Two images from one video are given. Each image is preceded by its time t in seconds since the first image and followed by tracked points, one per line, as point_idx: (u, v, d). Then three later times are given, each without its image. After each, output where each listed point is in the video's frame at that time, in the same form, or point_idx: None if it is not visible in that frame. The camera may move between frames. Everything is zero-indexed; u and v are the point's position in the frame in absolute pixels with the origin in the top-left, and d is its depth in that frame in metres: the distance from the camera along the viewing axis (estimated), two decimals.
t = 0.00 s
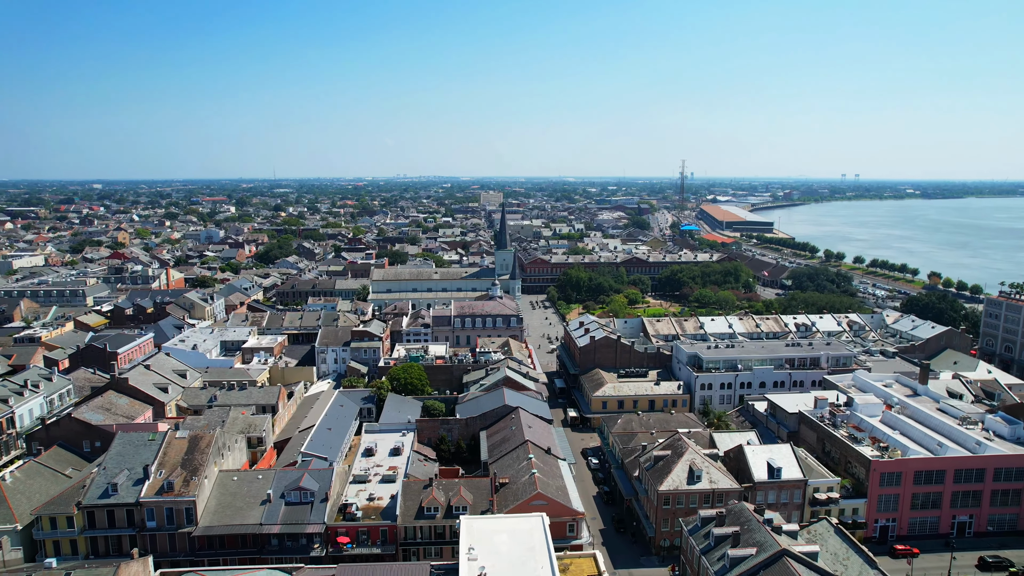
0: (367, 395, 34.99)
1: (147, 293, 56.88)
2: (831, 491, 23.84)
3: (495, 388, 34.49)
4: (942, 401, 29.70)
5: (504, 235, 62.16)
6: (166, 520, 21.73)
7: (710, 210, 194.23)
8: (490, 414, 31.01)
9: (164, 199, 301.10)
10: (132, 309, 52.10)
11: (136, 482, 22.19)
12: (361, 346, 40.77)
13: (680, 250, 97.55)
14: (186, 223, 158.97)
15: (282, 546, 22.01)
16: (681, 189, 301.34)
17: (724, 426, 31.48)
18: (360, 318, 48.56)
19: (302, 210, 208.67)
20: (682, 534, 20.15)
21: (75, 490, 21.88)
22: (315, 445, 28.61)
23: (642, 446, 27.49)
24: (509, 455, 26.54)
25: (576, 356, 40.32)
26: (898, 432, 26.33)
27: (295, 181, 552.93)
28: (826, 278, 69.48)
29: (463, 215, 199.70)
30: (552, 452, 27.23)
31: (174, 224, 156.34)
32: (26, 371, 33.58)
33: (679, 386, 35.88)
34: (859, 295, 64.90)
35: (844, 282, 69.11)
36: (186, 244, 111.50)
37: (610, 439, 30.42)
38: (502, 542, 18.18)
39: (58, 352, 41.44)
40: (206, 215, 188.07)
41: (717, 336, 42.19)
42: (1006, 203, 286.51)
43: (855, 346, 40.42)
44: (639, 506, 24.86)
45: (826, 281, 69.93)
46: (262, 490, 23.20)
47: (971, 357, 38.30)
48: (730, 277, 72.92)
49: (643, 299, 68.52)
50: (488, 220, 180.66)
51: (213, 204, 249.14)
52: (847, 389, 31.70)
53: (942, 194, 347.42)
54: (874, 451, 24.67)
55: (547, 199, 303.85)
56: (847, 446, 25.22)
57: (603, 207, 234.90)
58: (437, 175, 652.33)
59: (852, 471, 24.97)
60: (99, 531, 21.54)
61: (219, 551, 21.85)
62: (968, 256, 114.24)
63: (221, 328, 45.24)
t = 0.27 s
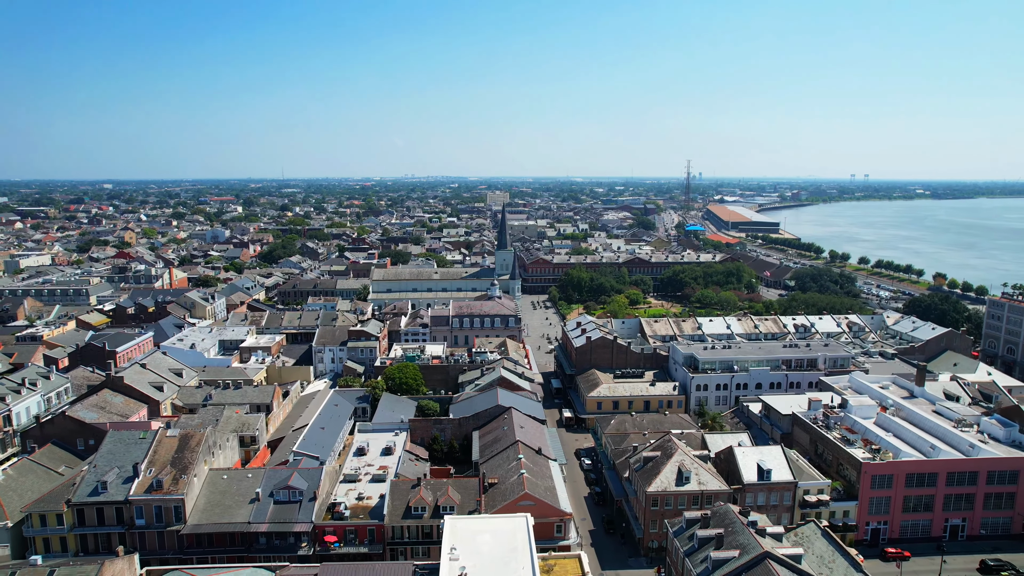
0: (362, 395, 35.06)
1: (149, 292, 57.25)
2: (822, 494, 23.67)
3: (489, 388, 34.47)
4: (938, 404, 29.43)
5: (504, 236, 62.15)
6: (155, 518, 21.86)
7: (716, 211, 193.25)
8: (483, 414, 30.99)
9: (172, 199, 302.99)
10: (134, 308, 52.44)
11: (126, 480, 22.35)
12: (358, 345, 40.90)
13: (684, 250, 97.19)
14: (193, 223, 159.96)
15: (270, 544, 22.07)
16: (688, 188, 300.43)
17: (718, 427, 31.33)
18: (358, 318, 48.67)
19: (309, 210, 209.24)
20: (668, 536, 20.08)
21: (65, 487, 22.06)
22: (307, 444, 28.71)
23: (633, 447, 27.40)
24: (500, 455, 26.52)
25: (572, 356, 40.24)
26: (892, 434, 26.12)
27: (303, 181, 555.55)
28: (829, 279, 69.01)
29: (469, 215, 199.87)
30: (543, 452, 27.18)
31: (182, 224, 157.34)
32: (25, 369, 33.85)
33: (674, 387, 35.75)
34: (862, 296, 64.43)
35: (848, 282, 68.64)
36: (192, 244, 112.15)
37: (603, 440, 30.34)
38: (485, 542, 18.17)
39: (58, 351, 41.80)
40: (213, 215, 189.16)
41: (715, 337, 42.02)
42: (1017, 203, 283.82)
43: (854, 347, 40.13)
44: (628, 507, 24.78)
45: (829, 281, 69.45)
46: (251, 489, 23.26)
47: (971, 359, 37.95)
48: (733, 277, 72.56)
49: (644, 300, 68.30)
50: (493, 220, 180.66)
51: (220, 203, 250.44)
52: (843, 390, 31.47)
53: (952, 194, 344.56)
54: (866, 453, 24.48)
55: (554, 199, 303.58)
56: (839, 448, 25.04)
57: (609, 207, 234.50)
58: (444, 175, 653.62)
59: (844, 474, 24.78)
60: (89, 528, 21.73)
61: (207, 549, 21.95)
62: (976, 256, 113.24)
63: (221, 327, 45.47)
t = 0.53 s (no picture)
0: (357, 394, 35.14)
1: (151, 291, 57.61)
2: (812, 496, 23.51)
3: (484, 388, 34.48)
4: (934, 406, 29.18)
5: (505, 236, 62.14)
6: (144, 516, 21.99)
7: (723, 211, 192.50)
8: (476, 414, 30.99)
9: (181, 199, 304.85)
10: (136, 307, 52.77)
11: (116, 478, 22.49)
12: (355, 345, 40.96)
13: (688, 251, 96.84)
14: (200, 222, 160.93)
15: (259, 543, 22.15)
16: (695, 188, 299.38)
17: (712, 428, 31.20)
18: (357, 318, 48.79)
19: (315, 210, 209.96)
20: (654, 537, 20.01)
21: (55, 485, 22.23)
22: (300, 443, 28.80)
23: (624, 448, 27.35)
24: (490, 455, 26.51)
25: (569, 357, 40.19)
26: (885, 436, 25.92)
27: (311, 181, 558.10)
28: (832, 280, 68.59)
29: (474, 215, 200.06)
30: (534, 452, 27.15)
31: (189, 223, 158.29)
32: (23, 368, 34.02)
33: (670, 388, 35.62)
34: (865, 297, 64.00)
35: (851, 283, 68.17)
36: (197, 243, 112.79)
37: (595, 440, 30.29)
38: (468, 542, 18.17)
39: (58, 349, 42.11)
40: (220, 214, 190.25)
41: (713, 337, 41.84)
42: None
43: (852, 349, 39.85)
44: (618, 508, 24.73)
45: (832, 282, 68.99)
46: (241, 487, 23.35)
47: (971, 361, 37.61)
48: (735, 278, 72.22)
49: (645, 300, 68.10)
50: (499, 220, 180.69)
51: (227, 203, 251.78)
52: (838, 392, 31.26)
53: (962, 194, 341.81)
54: (858, 455, 24.31)
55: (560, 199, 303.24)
56: (830, 450, 24.89)
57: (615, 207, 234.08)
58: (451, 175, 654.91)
59: (835, 476, 24.61)
60: (79, 526, 21.90)
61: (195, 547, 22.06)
62: (984, 257, 112.25)
63: (220, 326, 45.70)
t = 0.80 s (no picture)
0: (352, 393, 35.20)
1: (154, 291, 58.01)
2: (803, 499, 23.35)
3: (478, 388, 34.46)
4: (930, 408, 28.93)
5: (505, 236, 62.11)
6: (135, 513, 22.16)
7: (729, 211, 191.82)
8: (469, 414, 30.98)
9: (189, 198, 306.82)
10: (137, 306, 53.13)
11: (106, 476, 22.64)
12: (352, 345, 40.93)
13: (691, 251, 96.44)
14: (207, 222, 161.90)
15: (247, 541, 22.24)
16: (702, 188, 298.28)
17: (706, 429, 31.06)
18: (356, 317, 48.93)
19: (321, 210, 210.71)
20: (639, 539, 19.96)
21: (46, 482, 22.42)
22: (293, 442, 28.90)
23: (615, 449, 27.29)
24: (481, 455, 26.52)
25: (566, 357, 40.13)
26: (878, 438, 25.71)
27: (319, 181, 560.40)
28: (835, 280, 68.12)
29: (480, 215, 200.21)
30: (524, 452, 27.12)
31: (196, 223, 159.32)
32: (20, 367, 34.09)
33: (665, 389, 35.50)
34: (868, 299, 63.53)
35: (855, 284, 67.66)
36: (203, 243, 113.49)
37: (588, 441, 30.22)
38: (451, 542, 18.18)
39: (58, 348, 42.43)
40: (227, 214, 191.37)
41: (710, 338, 41.69)
42: None
43: (851, 350, 39.58)
44: (607, 509, 24.67)
45: (836, 283, 68.50)
46: (231, 485, 23.46)
47: (971, 363, 37.30)
48: (738, 278, 71.90)
49: (647, 301, 67.91)
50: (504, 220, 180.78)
51: (235, 203, 253.07)
52: (834, 394, 31.05)
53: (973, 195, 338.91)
54: (849, 458, 24.14)
55: (566, 199, 302.85)
56: (822, 452, 24.71)
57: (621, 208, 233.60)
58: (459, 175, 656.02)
59: (827, 479, 24.45)
60: (70, 523, 22.12)
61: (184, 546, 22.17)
62: (992, 258, 111.17)
63: (219, 325, 45.95)
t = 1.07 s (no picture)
0: (347, 393, 35.29)
1: (156, 290, 58.41)
2: (793, 501, 23.20)
3: (472, 388, 34.49)
4: (925, 410, 28.69)
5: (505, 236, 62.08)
6: (124, 511, 22.27)
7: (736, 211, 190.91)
8: (462, 414, 30.99)
9: (198, 198, 308.60)
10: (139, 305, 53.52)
11: (96, 474, 22.83)
12: (349, 344, 41.05)
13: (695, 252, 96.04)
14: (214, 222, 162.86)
15: (236, 540, 22.32)
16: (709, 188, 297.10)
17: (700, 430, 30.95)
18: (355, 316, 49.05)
19: (328, 210, 211.41)
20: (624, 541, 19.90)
21: (37, 480, 22.63)
22: (286, 441, 29.01)
23: (606, 450, 27.22)
24: (471, 455, 26.53)
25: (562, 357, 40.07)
26: (871, 440, 25.52)
27: (327, 180, 562.51)
28: (839, 281, 67.68)
29: (486, 215, 200.22)
30: (515, 453, 27.11)
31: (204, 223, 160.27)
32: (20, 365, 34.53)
33: (661, 390, 35.38)
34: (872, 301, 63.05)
35: (858, 285, 67.20)
36: (209, 242, 114.13)
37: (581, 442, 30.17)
38: (434, 542, 18.19)
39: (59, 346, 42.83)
40: (234, 213, 192.38)
41: (708, 339, 41.52)
42: None
43: (849, 352, 39.31)
44: (596, 510, 24.61)
45: (839, 284, 68.03)
46: (220, 484, 23.57)
47: (971, 366, 36.98)
48: (740, 278, 71.53)
49: (648, 301, 67.71)
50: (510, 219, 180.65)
51: (242, 203, 254.35)
52: (828, 395, 30.86)
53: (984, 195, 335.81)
54: (841, 460, 23.97)
55: (573, 200, 302.35)
56: (813, 454, 24.54)
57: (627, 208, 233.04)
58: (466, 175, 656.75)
59: (818, 481, 24.28)
60: (60, 520, 22.30)
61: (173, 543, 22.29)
62: (1001, 259, 110.02)
63: (219, 324, 46.23)
